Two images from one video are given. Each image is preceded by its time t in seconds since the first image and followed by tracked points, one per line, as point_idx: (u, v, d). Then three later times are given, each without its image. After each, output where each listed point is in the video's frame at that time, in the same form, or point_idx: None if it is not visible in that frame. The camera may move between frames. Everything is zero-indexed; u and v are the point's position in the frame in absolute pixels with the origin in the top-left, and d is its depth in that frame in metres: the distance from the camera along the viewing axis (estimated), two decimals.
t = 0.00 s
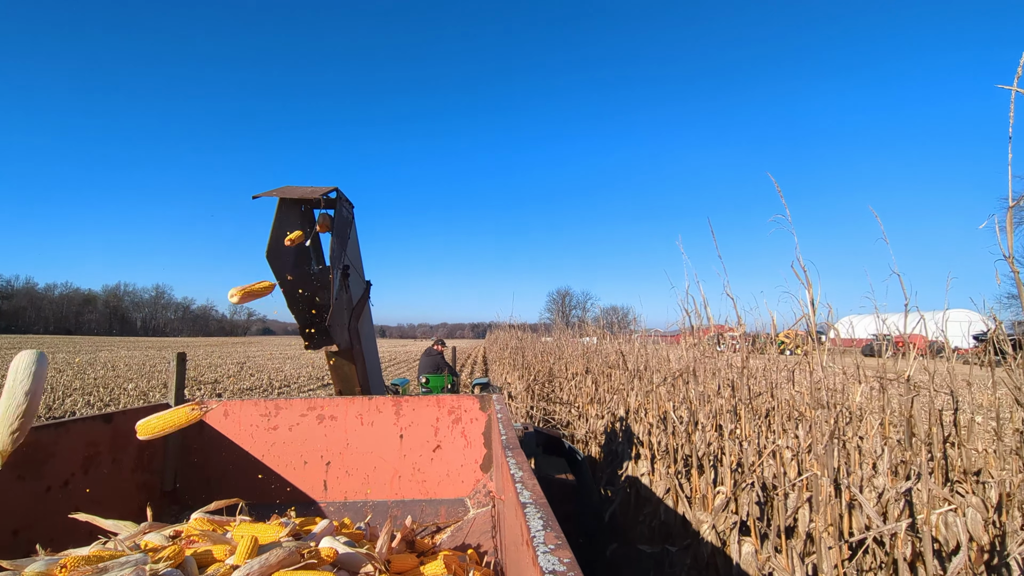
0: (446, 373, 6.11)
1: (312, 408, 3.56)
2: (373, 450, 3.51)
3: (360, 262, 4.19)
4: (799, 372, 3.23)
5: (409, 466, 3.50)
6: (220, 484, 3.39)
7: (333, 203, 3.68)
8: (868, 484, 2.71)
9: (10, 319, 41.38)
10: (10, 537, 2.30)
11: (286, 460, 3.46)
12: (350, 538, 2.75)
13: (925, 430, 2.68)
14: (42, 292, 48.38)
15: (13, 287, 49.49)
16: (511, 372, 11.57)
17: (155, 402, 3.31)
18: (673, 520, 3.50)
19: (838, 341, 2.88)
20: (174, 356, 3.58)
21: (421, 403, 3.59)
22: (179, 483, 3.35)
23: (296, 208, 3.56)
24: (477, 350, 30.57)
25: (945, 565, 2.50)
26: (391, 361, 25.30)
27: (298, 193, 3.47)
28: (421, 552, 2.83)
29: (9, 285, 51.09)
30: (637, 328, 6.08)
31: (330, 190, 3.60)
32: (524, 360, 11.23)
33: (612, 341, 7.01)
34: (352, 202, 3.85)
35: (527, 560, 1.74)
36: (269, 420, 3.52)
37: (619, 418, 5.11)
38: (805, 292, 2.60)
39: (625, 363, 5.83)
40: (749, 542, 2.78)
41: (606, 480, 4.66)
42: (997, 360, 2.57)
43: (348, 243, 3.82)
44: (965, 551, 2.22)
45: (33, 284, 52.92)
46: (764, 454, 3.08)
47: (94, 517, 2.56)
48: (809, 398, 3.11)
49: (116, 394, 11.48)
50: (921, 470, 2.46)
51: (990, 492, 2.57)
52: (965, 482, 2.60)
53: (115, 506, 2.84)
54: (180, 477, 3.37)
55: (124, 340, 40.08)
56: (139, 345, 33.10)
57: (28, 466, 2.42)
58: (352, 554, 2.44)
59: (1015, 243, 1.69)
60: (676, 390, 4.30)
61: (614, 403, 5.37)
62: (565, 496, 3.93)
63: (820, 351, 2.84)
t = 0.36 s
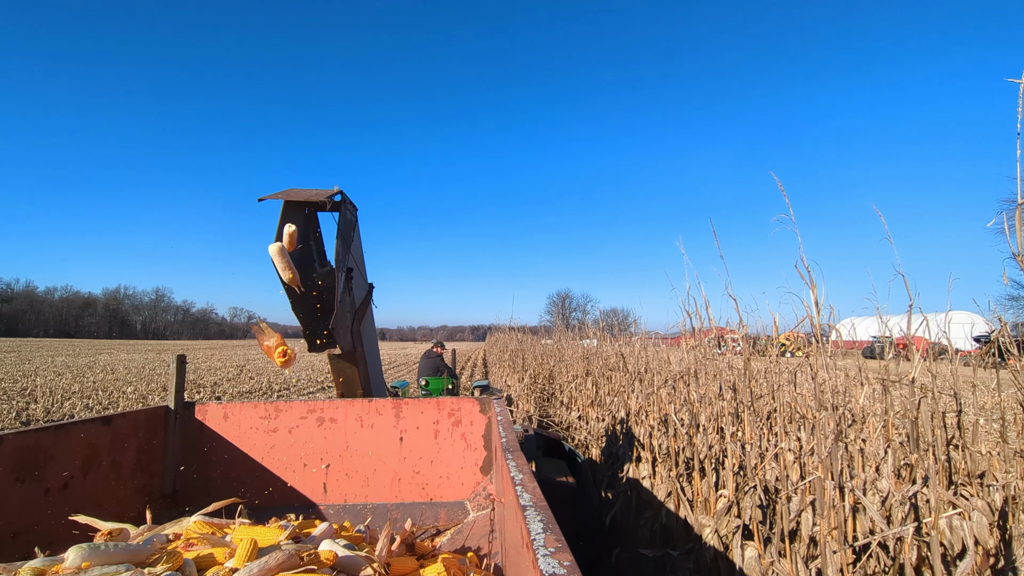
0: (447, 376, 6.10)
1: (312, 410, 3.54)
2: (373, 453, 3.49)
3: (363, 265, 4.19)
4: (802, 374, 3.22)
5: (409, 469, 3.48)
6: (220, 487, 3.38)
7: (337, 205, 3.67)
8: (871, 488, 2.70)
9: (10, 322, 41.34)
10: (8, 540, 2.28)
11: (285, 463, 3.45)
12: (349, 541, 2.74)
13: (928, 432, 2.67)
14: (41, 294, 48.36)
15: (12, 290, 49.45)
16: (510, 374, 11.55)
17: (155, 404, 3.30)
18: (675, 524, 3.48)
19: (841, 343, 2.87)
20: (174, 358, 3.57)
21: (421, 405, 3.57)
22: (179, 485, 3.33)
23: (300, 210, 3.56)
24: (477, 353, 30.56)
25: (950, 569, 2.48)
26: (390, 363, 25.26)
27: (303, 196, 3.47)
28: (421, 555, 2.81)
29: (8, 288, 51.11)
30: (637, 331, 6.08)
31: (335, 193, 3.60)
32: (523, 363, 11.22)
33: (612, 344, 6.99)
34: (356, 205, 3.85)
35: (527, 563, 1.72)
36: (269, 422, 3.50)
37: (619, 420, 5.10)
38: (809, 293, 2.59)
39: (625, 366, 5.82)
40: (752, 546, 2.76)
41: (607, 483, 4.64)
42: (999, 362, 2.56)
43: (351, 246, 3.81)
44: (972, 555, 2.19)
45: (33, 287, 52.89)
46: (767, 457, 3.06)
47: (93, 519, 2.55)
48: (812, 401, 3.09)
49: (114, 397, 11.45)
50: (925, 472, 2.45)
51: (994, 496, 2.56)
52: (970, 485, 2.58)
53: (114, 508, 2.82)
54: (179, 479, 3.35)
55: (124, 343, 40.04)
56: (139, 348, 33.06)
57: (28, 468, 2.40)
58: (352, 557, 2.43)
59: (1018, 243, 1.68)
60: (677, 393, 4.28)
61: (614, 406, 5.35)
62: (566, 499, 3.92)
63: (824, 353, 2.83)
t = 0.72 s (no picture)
0: (447, 378, 6.11)
1: (312, 413, 3.55)
2: (373, 455, 3.49)
3: (363, 268, 4.19)
4: (802, 376, 3.22)
5: (409, 471, 3.48)
6: (220, 489, 3.38)
7: (338, 208, 3.68)
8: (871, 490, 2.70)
9: (10, 324, 41.35)
10: (8, 542, 2.28)
11: (286, 465, 3.45)
12: (349, 543, 2.74)
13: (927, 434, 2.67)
14: (42, 296, 48.43)
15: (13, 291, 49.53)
16: (510, 376, 11.55)
17: (155, 406, 3.30)
18: (675, 526, 3.48)
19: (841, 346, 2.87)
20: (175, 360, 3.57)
21: (421, 407, 3.57)
22: (179, 487, 3.33)
23: (301, 213, 3.56)
24: (477, 354, 30.54)
25: (950, 571, 2.48)
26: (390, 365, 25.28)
27: (304, 198, 3.47)
28: (421, 557, 2.81)
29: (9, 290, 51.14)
30: (637, 332, 6.08)
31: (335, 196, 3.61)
32: (523, 364, 11.23)
33: (612, 345, 7.00)
34: (356, 208, 3.86)
35: (528, 565, 1.72)
36: (269, 424, 3.51)
37: (619, 422, 5.10)
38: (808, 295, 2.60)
39: (625, 367, 5.82)
40: (752, 547, 2.76)
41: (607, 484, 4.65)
42: (998, 363, 2.57)
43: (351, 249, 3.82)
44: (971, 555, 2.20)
45: (33, 289, 52.89)
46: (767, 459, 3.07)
47: (93, 521, 2.55)
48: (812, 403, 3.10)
49: (114, 399, 11.45)
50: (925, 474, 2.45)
51: (994, 497, 2.56)
52: (969, 487, 2.58)
53: (114, 510, 2.83)
54: (180, 481, 3.35)
55: (124, 344, 40.03)
56: (140, 349, 33.07)
57: (28, 470, 2.41)
58: (351, 560, 2.43)
59: (1016, 246, 1.69)
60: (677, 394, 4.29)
61: (614, 407, 5.35)
62: (565, 501, 3.92)
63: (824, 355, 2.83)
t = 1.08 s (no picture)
0: (448, 378, 6.11)
1: (312, 413, 3.55)
2: (373, 456, 3.49)
3: (363, 268, 4.20)
4: (802, 377, 3.23)
5: (409, 472, 3.48)
6: (220, 489, 3.38)
7: (337, 208, 3.68)
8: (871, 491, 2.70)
9: (9, 325, 41.36)
10: (8, 543, 2.28)
11: (285, 466, 3.45)
12: (349, 544, 2.74)
13: (927, 435, 2.67)
14: (42, 297, 48.46)
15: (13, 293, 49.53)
16: (510, 377, 11.56)
17: (155, 407, 3.30)
18: (675, 527, 3.47)
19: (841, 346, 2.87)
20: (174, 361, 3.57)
21: (421, 408, 3.57)
22: (178, 488, 3.33)
23: (301, 213, 3.57)
24: (477, 355, 30.58)
25: (949, 571, 2.48)
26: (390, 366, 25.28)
27: (303, 199, 3.47)
28: (420, 558, 2.81)
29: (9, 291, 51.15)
30: (637, 333, 6.09)
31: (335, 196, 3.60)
32: (523, 365, 11.23)
33: (612, 346, 7.00)
34: (356, 208, 3.86)
35: (528, 566, 1.73)
36: (269, 425, 3.51)
37: (620, 423, 5.10)
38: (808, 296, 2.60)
39: (626, 368, 5.83)
40: (752, 548, 2.76)
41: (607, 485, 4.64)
42: (998, 364, 2.56)
43: (351, 249, 3.82)
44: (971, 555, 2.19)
45: (33, 290, 52.89)
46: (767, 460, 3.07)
47: (93, 522, 2.55)
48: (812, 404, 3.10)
49: (115, 399, 11.45)
50: (925, 475, 2.45)
51: (994, 498, 2.56)
52: (968, 488, 2.58)
53: (114, 511, 2.83)
54: (179, 482, 3.35)
55: (124, 345, 40.03)
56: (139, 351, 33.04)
57: (28, 472, 2.41)
58: (350, 561, 2.44)
59: (1015, 247, 1.69)
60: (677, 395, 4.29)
61: (614, 408, 5.35)
62: (565, 502, 3.92)
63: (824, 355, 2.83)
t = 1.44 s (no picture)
0: (448, 379, 6.12)
1: (312, 414, 3.55)
2: (373, 456, 3.49)
3: (364, 268, 4.20)
4: (802, 378, 3.22)
5: (409, 472, 3.48)
6: (220, 490, 3.37)
7: (338, 209, 3.68)
8: (870, 491, 2.70)
9: (9, 325, 41.37)
10: (8, 543, 2.28)
11: (285, 466, 3.45)
12: (348, 544, 2.73)
13: (927, 435, 2.67)
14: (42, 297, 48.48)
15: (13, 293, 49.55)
16: (510, 377, 11.55)
17: (155, 407, 3.30)
18: (675, 527, 3.47)
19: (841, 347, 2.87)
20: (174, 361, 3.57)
21: (421, 408, 3.57)
22: (178, 488, 3.33)
23: (302, 214, 3.57)
24: (477, 355, 30.58)
25: (949, 572, 2.48)
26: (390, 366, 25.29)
27: (304, 200, 3.48)
28: (420, 559, 2.80)
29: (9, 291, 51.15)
30: (637, 333, 6.09)
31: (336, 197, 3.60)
32: (523, 366, 11.23)
33: (612, 347, 7.00)
34: (357, 209, 3.85)
35: (528, 566, 1.73)
36: (269, 425, 3.51)
37: (620, 423, 5.10)
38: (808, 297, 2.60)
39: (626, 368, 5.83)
40: (752, 549, 2.76)
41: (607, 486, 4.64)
42: (998, 365, 2.56)
43: (352, 250, 3.82)
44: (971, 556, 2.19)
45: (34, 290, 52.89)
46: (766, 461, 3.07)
47: (93, 522, 2.55)
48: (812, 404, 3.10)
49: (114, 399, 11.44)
50: (925, 476, 2.45)
51: (994, 499, 2.56)
52: (969, 488, 2.58)
53: (114, 511, 2.83)
54: (179, 482, 3.35)
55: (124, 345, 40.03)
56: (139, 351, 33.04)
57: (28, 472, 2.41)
58: (350, 561, 2.44)
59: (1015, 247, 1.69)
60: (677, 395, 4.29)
61: (614, 409, 5.35)
62: (565, 502, 3.92)
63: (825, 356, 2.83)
